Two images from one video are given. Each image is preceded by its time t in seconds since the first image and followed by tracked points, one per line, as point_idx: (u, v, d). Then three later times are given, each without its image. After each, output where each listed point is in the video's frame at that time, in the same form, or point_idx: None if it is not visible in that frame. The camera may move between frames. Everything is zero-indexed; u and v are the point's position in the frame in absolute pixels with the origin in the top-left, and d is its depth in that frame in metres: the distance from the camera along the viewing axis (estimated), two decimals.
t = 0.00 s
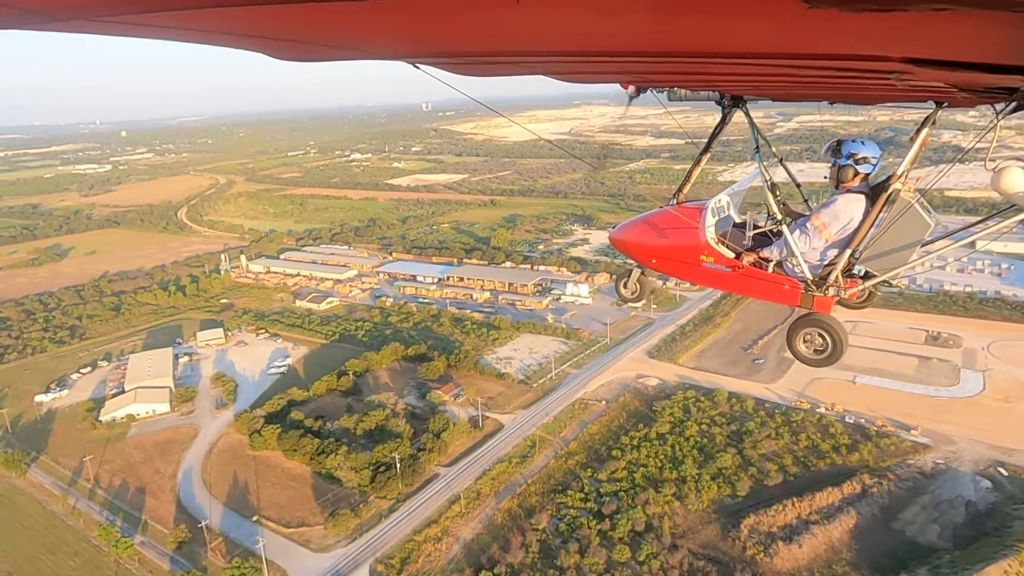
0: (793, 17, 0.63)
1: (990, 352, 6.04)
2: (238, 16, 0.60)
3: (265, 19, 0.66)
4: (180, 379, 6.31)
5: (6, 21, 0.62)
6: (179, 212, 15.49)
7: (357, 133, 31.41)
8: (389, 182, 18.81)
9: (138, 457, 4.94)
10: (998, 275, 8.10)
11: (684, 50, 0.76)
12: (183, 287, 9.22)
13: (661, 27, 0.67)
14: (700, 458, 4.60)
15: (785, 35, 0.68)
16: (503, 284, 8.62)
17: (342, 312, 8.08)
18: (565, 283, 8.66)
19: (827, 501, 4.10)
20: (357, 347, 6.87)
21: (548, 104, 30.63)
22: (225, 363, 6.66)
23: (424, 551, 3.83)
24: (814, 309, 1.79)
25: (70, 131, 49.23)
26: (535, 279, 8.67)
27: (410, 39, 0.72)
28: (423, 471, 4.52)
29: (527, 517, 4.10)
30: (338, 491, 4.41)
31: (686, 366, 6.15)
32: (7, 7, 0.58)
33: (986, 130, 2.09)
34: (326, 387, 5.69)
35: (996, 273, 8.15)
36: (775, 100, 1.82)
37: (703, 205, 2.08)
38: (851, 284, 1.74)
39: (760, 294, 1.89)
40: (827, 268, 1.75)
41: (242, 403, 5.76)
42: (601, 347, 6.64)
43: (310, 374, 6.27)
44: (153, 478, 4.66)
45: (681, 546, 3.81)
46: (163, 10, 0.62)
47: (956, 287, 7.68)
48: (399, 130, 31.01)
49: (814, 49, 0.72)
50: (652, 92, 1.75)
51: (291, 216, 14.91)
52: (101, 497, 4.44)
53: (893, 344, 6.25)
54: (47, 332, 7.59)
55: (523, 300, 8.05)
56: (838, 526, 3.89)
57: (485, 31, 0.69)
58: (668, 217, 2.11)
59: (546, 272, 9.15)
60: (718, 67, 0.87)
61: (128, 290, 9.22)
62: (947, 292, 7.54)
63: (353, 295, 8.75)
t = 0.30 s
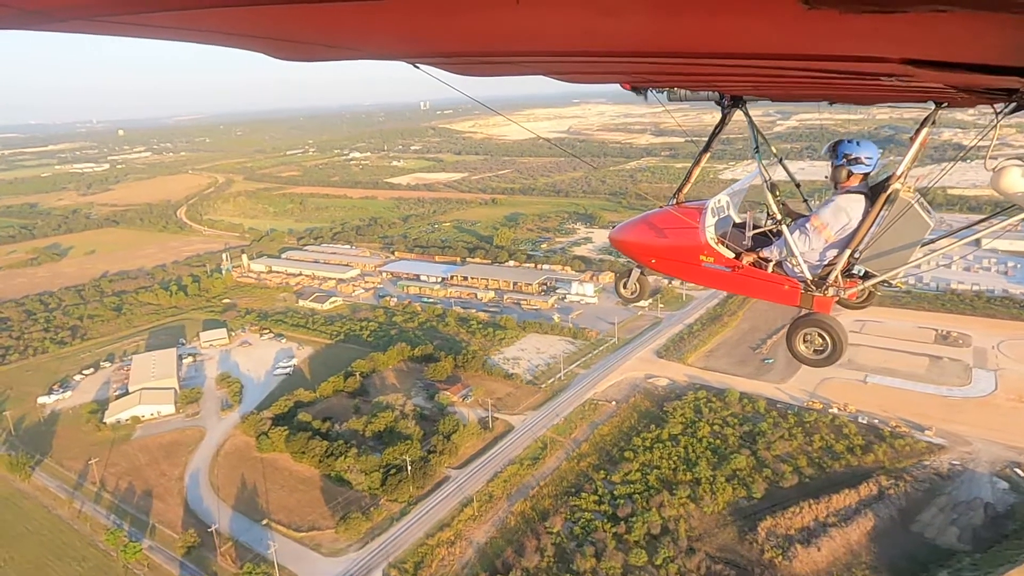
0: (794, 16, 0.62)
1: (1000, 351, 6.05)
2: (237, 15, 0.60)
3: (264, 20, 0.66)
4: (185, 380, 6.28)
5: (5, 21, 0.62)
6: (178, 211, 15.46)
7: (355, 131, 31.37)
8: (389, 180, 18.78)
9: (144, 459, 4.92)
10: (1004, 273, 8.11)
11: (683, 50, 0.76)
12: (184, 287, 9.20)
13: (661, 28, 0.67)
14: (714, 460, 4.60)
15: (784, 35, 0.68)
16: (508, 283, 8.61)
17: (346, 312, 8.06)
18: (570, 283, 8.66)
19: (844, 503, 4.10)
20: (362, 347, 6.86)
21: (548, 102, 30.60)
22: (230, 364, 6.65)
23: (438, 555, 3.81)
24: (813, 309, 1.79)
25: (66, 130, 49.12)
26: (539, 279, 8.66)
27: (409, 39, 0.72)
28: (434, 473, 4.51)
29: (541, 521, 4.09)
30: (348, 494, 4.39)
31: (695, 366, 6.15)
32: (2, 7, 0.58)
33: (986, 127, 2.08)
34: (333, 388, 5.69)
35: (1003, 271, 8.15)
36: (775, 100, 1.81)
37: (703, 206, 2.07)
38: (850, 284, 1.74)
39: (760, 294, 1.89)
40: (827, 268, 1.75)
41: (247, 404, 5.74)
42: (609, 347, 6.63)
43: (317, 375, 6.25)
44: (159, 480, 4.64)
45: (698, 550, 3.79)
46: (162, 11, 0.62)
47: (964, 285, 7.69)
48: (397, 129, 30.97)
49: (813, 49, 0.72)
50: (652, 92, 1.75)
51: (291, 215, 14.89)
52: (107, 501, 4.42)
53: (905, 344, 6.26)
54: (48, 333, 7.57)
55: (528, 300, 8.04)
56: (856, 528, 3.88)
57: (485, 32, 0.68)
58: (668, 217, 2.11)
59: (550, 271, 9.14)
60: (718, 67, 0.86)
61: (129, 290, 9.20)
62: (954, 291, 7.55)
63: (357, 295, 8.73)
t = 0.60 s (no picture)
0: (794, 16, 0.62)
1: (1010, 350, 6.06)
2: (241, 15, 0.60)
3: (267, 20, 0.66)
4: (189, 381, 6.27)
5: (12, 22, 0.63)
6: (177, 210, 15.42)
7: (353, 130, 31.31)
8: (388, 179, 18.76)
9: (150, 461, 4.90)
10: (1010, 271, 8.12)
11: (684, 50, 0.76)
12: (185, 287, 9.18)
13: (663, 28, 0.67)
14: (727, 461, 4.60)
15: (784, 35, 0.68)
16: (512, 282, 8.61)
17: (350, 312, 8.04)
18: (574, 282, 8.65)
19: (861, 505, 4.08)
20: (368, 348, 6.85)
21: (548, 99, 30.60)
22: (234, 365, 6.63)
23: (451, 559, 3.78)
24: (815, 309, 1.79)
25: (62, 128, 49.01)
26: (544, 277, 8.66)
27: (412, 38, 0.72)
28: (445, 475, 4.50)
29: (555, 524, 4.07)
30: (358, 497, 4.38)
31: (705, 365, 6.16)
32: (10, 6, 0.58)
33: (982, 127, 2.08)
34: (339, 388, 5.68)
35: (1008, 269, 8.17)
36: (776, 99, 1.81)
37: (704, 205, 2.06)
38: (852, 284, 1.72)
39: (761, 294, 1.89)
40: (827, 268, 1.74)
41: (252, 406, 5.72)
42: (617, 347, 6.63)
43: (322, 376, 6.23)
44: (166, 484, 4.61)
45: (716, 553, 3.77)
46: (167, 10, 0.62)
47: (970, 284, 7.71)
48: (396, 127, 30.93)
49: (814, 48, 0.72)
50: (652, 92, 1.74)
51: (292, 214, 14.86)
52: (114, 504, 4.38)
53: (915, 343, 6.27)
54: (49, 333, 7.55)
55: (533, 299, 8.03)
56: (874, 530, 3.86)
57: (486, 31, 0.69)
58: (668, 217, 2.11)
59: (554, 270, 9.14)
60: (720, 67, 0.86)
61: (129, 290, 9.18)
62: (961, 289, 7.57)
63: (360, 294, 8.72)
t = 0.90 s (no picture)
0: (794, 16, 0.62)
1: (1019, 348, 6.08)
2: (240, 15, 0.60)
3: (267, 20, 0.66)
4: (192, 382, 6.24)
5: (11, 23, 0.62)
6: (175, 209, 15.37)
7: (351, 128, 31.24)
8: (387, 177, 18.72)
9: (155, 464, 4.87)
10: (1015, 268, 8.14)
11: (684, 51, 0.75)
12: (186, 286, 9.14)
13: (664, 28, 0.66)
14: (740, 462, 4.59)
15: (785, 36, 0.67)
16: (516, 281, 8.60)
17: (353, 311, 8.02)
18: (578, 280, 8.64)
19: (878, 506, 4.08)
20: (373, 347, 6.83)
21: (546, 97, 30.58)
22: (237, 365, 6.61)
23: (465, 563, 3.76)
24: (815, 309, 1.78)
25: (56, 126, 48.79)
26: (548, 276, 8.66)
27: (412, 39, 0.72)
28: (456, 477, 4.48)
29: (569, 526, 4.05)
30: (367, 499, 4.36)
31: (713, 364, 6.16)
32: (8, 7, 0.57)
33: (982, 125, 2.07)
34: (346, 389, 5.67)
35: (1013, 267, 8.19)
36: (777, 100, 1.80)
37: (704, 205, 2.06)
38: (852, 284, 1.72)
39: (761, 294, 1.89)
40: (827, 269, 1.73)
41: (258, 407, 5.70)
42: (624, 346, 6.62)
43: (327, 376, 6.21)
44: (172, 487, 4.59)
45: (733, 556, 3.76)
46: (166, 10, 0.61)
47: (976, 282, 7.73)
48: (393, 125, 30.87)
49: (815, 48, 0.71)
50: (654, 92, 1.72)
51: (291, 213, 14.83)
52: (119, 508, 4.35)
53: (924, 341, 6.30)
54: (49, 334, 7.51)
55: (538, 298, 8.02)
56: (892, 532, 3.86)
57: (486, 32, 0.68)
58: (667, 217, 2.11)
59: (557, 269, 9.14)
60: (721, 68, 0.85)
61: (128, 290, 9.16)
62: (967, 287, 7.60)
63: (363, 294, 8.71)
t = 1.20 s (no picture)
0: (793, 16, 0.61)
1: None
2: (237, 15, 0.59)
3: (265, 20, 0.65)
4: (196, 383, 6.22)
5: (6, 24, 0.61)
6: (173, 208, 15.33)
7: (348, 126, 31.18)
8: (386, 175, 18.70)
9: (161, 467, 4.85)
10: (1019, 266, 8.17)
11: (684, 51, 0.75)
12: (187, 286, 9.12)
13: (663, 28, 0.66)
14: (754, 462, 4.58)
15: (785, 36, 0.67)
16: (519, 280, 8.60)
17: (356, 311, 8.01)
18: (582, 279, 8.64)
19: (895, 506, 4.08)
20: (377, 347, 6.82)
21: (544, 95, 30.55)
22: (241, 366, 6.60)
23: (479, 567, 3.74)
24: (815, 310, 1.78)
25: (50, 125, 48.63)
26: (552, 275, 8.65)
27: (411, 38, 0.71)
28: (467, 479, 4.46)
29: (583, 529, 4.03)
30: (378, 502, 4.33)
31: (722, 364, 6.15)
32: (5, 7, 0.56)
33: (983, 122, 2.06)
34: (352, 390, 5.66)
35: (1018, 264, 8.21)
36: (776, 100, 1.80)
37: (705, 206, 2.06)
38: (852, 285, 1.71)
39: (761, 295, 1.88)
40: (827, 269, 1.73)
41: (263, 408, 5.68)
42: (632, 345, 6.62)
43: (333, 377, 6.19)
44: (179, 490, 4.56)
45: (750, 558, 3.74)
46: (166, 11, 0.61)
47: (981, 279, 7.76)
48: (390, 123, 30.82)
49: (814, 49, 0.71)
50: (652, 93, 1.70)
51: (291, 211, 14.80)
52: (126, 512, 4.31)
53: (932, 339, 6.32)
54: (49, 334, 7.48)
55: (542, 297, 8.01)
56: (911, 533, 3.86)
57: (485, 32, 0.68)
58: (667, 217, 2.10)
59: (561, 267, 9.14)
60: (721, 68, 0.85)
61: (128, 290, 9.13)
62: (973, 284, 7.62)
63: (365, 293, 8.69)
